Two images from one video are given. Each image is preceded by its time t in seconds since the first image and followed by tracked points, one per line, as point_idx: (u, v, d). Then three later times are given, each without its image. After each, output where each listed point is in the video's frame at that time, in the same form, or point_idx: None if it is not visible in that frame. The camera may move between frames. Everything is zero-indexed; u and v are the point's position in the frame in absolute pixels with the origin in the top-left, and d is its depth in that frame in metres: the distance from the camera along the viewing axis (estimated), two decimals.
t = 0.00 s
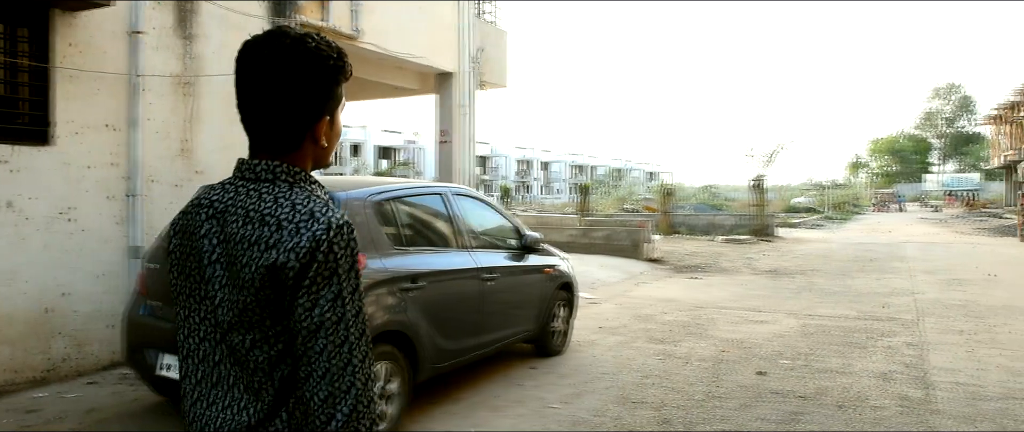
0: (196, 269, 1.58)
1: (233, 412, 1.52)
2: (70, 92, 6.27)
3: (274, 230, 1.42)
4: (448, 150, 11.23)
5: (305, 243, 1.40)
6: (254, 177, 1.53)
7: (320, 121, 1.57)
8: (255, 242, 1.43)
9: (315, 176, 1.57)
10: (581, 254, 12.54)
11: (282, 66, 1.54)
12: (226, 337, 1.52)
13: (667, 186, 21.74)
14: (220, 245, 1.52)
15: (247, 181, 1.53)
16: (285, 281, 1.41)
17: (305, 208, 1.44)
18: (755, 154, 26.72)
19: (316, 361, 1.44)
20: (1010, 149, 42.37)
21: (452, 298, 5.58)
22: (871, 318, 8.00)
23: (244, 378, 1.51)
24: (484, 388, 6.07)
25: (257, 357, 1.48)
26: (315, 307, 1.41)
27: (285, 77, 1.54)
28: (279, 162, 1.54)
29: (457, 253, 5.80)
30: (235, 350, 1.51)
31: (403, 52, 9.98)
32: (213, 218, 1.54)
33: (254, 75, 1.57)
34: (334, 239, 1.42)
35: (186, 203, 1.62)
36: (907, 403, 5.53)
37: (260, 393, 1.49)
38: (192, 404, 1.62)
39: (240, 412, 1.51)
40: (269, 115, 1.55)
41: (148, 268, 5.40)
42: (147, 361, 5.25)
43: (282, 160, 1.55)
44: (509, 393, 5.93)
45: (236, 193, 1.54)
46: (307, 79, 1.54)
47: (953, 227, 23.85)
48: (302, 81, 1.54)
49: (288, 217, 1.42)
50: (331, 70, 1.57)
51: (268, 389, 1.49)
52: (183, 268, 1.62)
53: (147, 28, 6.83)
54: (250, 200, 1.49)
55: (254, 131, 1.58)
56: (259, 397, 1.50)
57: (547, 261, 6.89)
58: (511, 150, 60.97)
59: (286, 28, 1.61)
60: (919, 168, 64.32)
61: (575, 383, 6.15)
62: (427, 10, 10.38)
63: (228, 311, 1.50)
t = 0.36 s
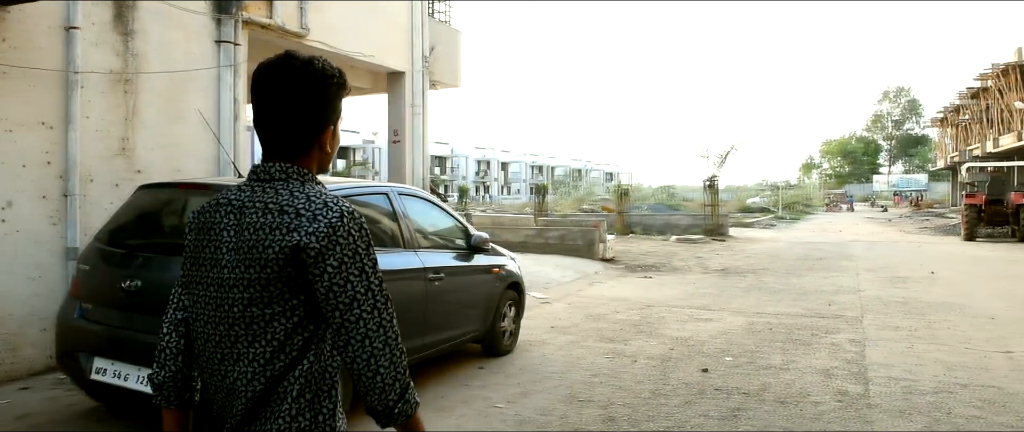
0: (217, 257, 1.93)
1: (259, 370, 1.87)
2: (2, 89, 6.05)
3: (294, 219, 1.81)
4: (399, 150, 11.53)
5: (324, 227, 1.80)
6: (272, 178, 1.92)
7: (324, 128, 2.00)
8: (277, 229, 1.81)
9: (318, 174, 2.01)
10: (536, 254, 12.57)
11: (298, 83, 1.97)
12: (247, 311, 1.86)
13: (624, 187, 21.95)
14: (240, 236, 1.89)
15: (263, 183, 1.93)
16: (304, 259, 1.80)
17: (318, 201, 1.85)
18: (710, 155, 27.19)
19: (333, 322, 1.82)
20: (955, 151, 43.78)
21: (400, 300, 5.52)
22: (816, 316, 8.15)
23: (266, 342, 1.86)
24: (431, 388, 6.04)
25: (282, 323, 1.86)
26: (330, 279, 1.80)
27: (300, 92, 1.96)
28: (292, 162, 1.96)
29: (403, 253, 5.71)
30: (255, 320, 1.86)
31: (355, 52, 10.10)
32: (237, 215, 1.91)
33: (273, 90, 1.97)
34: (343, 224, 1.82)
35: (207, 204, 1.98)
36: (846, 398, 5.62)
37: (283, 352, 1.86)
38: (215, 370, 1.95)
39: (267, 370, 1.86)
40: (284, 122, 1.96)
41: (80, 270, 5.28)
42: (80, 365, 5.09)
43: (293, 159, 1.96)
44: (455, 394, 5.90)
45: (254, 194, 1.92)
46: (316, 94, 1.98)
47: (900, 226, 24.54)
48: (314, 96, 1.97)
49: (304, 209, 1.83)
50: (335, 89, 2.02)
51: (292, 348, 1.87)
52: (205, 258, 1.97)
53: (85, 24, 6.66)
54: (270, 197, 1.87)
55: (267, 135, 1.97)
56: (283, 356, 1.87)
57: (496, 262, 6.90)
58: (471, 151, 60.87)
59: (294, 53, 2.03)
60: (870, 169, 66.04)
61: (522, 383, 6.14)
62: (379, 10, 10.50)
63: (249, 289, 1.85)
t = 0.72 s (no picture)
0: (235, 249, 2.11)
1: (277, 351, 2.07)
2: None
3: (307, 216, 2.02)
4: (358, 148, 11.61)
5: (335, 224, 2.02)
6: (282, 180, 2.10)
7: (326, 136, 2.19)
8: (293, 225, 2.02)
9: (320, 178, 2.19)
10: (498, 254, 12.59)
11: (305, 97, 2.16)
12: (265, 299, 2.06)
13: (588, 187, 22.09)
14: (257, 231, 2.08)
15: (275, 184, 2.11)
16: (318, 251, 2.01)
17: (327, 201, 2.07)
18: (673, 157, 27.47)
19: (344, 308, 2.04)
20: (911, 154, 44.90)
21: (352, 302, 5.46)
22: (771, 314, 8.28)
23: (285, 326, 2.07)
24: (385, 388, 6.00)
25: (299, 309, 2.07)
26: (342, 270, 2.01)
27: (306, 105, 2.15)
28: (298, 166, 2.14)
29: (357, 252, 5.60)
30: (275, 306, 2.06)
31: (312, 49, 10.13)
32: (252, 212, 2.09)
33: (282, 103, 2.15)
34: (350, 220, 2.05)
35: (222, 200, 2.14)
36: (794, 395, 5.70)
37: (298, 335, 2.07)
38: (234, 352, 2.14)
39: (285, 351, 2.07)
40: (289, 132, 2.14)
41: (19, 269, 5.11)
42: (21, 367, 4.95)
43: (298, 164, 2.15)
44: (409, 394, 5.88)
45: (269, 192, 2.11)
46: (318, 107, 2.16)
47: (857, 227, 25.06)
48: (318, 109, 2.16)
49: (315, 207, 2.03)
50: (336, 102, 2.21)
51: (306, 331, 2.07)
52: (222, 250, 2.15)
53: (30, 17, 6.53)
54: (284, 195, 2.07)
55: (273, 142, 2.15)
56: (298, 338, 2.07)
57: (452, 261, 6.87)
58: (439, 151, 60.73)
59: (296, 71, 2.22)
60: (832, 171, 67.36)
61: (477, 382, 6.14)
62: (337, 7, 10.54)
63: (268, 279, 2.05)
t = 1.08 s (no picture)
0: (231, 236, 2.16)
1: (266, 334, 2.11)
2: None
3: (299, 207, 2.05)
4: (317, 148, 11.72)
5: (326, 215, 2.05)
6: (283, 173, 2.16)
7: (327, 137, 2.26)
8: (287, 215, 2.05)
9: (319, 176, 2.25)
10: (462, 253, 12.57)
11: (309, 100, 2.22)
12: (257, 283, 2.10)
13: (554, 187, 22.21)
14: (254, 220, 2.12)
15: (275, 175, 2.15)
16: (307, 241, 2.03)
17: (320, 195, 2.10)
18: (638, 157, 27.73)
19: (325, 297, 2.04)
20: (870, 153, 45.93)
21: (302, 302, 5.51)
22: (730, 312, 8.39)
23: (274, 310, 2.10)
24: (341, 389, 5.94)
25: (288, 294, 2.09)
26: (328, 259, 2.02)
27: (310, 109, 2.22)
28: (299, 163, 2.20)
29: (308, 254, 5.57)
30: (267, 292, 2.10)
31: (267, 46, 10.29)
32: (250, 199, 2.14)
33: (288, 105, 2.21)
34: (339, 214, 2.07)
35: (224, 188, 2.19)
36: (748, 391, 5.77)
37: (286, 321, 2.10)
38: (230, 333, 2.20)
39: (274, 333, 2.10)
40: (294, 134, 2.20)
41: None
42: None
43: (300, 161, 2.21)
44: (366, 395, 5.82)
45: (269, 182, 2.15)
46: (321, 110, 2.22)
47: (818, 225, 25.54)
48: (321, 112, 2.23)
49: (308, 200, 2.07)
50: (338, 105, 2.28)
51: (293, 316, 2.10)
52: (221, 235, 2.19)
53: None
54: (283, 186, 2.12)
55: (277, 142, 2.21)
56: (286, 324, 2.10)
57: (410, 260, 6.82)
58: (406, 151, 60.45)
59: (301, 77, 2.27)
60: (795, 170, 68.56)
61: (435, 382, 6.11)
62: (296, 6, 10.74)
63: (262, 264, 2.09)
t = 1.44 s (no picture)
0: (252, 237, 2.38)
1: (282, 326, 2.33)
2: None
3: (316, 215, 2.28)
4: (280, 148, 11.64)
5: (340, 222, 2.29)
6: (300, 183, 2.39)
7: (336, 149, 2.49)
8: (304, 222, 2.28)
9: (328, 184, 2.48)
10: (430, 254, 12.53)
11: (324, 116, 2.46)
12: (276, 282, 2.33)
13: (524, 187, 22.25)
14: (272, 224, 2.34)
15: (293, 184, 2.38)
16: (322, 244, 2.27)
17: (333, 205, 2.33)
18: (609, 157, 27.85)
19: (336, 296, 2.27)
20: (835, 154, 46.74)
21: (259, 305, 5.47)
22: (694, 311, 8.46)
23: (290, 305, 2.33)
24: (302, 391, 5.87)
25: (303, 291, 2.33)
26: (341, 262, 2.26)
27: (324, 124, 2.45)
28: (311, 173, 2.43)
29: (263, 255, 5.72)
30: (284, 289, 2.33)
31: (230, 45, 10.17)
32: (270, 205, 2.36)
33: (303, 118, 2.43)
34: (351, 222, 2.31)
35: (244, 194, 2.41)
36: (709, 389, 5.82)
37: (302, 316, 2.33)
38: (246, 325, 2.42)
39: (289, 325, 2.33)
40: (309, 146, 2.43)
41: None
42: None
43: (313, 171, 2.44)
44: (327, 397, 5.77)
45: (287, 190, 2.38)
46: (332, 125, 2.46)
47: (786, 225, 25.87)
48: (332, 128, 2.46)
49: (322, 208, 2.30)
50: (346, 121, 2.52)
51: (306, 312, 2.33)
52: (242, 236, 2.41)
53: None
54: (301, 195, 2.35)
55: (291, 152, 2.43)
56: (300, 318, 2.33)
57: (374, 262, 6.78)
58: (378, 151, 60.08)
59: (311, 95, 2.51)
60: (763, 171, 69.47)
61: (397, 384, 6.08)
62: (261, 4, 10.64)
63: (280, 264, 2.32)
